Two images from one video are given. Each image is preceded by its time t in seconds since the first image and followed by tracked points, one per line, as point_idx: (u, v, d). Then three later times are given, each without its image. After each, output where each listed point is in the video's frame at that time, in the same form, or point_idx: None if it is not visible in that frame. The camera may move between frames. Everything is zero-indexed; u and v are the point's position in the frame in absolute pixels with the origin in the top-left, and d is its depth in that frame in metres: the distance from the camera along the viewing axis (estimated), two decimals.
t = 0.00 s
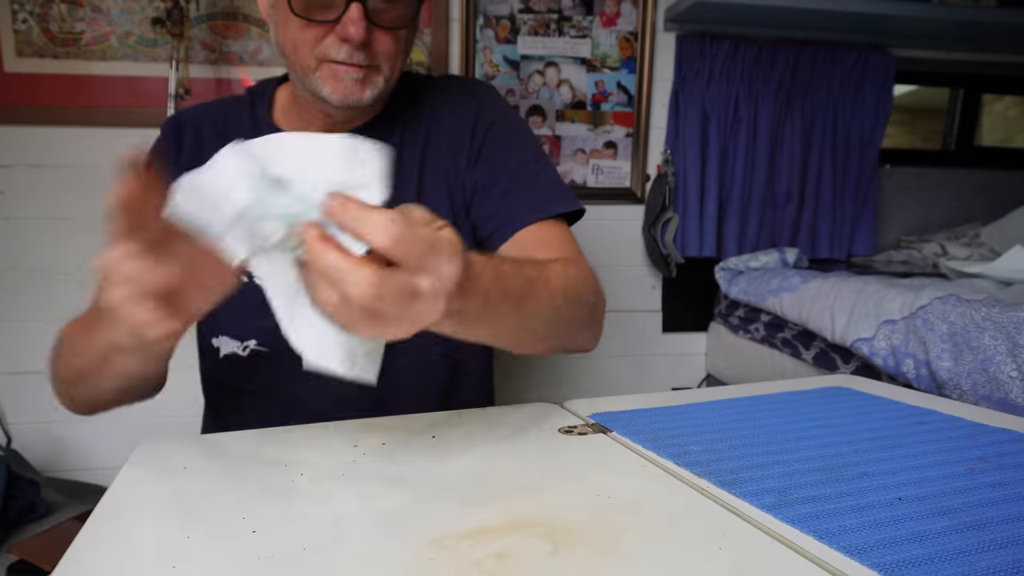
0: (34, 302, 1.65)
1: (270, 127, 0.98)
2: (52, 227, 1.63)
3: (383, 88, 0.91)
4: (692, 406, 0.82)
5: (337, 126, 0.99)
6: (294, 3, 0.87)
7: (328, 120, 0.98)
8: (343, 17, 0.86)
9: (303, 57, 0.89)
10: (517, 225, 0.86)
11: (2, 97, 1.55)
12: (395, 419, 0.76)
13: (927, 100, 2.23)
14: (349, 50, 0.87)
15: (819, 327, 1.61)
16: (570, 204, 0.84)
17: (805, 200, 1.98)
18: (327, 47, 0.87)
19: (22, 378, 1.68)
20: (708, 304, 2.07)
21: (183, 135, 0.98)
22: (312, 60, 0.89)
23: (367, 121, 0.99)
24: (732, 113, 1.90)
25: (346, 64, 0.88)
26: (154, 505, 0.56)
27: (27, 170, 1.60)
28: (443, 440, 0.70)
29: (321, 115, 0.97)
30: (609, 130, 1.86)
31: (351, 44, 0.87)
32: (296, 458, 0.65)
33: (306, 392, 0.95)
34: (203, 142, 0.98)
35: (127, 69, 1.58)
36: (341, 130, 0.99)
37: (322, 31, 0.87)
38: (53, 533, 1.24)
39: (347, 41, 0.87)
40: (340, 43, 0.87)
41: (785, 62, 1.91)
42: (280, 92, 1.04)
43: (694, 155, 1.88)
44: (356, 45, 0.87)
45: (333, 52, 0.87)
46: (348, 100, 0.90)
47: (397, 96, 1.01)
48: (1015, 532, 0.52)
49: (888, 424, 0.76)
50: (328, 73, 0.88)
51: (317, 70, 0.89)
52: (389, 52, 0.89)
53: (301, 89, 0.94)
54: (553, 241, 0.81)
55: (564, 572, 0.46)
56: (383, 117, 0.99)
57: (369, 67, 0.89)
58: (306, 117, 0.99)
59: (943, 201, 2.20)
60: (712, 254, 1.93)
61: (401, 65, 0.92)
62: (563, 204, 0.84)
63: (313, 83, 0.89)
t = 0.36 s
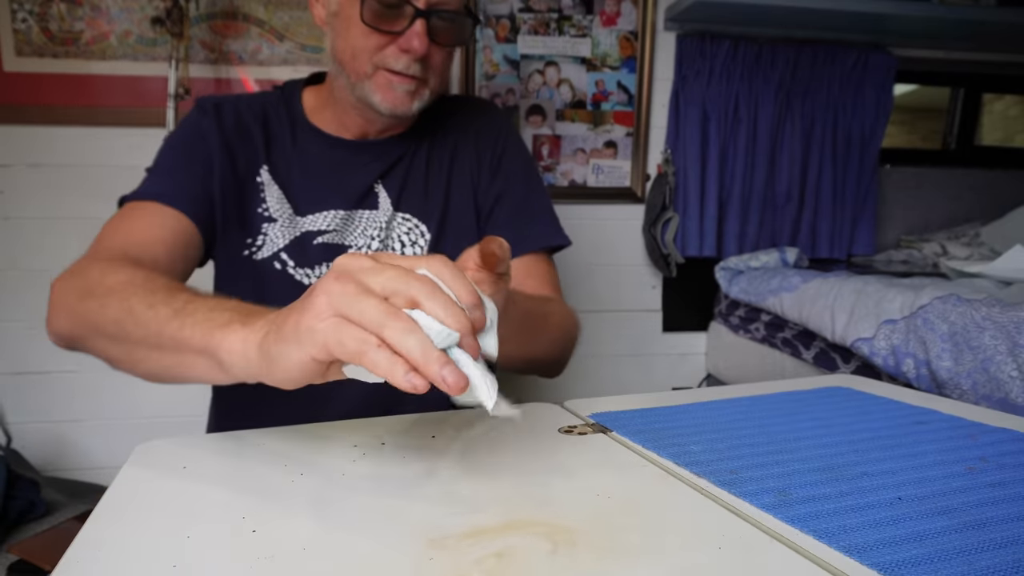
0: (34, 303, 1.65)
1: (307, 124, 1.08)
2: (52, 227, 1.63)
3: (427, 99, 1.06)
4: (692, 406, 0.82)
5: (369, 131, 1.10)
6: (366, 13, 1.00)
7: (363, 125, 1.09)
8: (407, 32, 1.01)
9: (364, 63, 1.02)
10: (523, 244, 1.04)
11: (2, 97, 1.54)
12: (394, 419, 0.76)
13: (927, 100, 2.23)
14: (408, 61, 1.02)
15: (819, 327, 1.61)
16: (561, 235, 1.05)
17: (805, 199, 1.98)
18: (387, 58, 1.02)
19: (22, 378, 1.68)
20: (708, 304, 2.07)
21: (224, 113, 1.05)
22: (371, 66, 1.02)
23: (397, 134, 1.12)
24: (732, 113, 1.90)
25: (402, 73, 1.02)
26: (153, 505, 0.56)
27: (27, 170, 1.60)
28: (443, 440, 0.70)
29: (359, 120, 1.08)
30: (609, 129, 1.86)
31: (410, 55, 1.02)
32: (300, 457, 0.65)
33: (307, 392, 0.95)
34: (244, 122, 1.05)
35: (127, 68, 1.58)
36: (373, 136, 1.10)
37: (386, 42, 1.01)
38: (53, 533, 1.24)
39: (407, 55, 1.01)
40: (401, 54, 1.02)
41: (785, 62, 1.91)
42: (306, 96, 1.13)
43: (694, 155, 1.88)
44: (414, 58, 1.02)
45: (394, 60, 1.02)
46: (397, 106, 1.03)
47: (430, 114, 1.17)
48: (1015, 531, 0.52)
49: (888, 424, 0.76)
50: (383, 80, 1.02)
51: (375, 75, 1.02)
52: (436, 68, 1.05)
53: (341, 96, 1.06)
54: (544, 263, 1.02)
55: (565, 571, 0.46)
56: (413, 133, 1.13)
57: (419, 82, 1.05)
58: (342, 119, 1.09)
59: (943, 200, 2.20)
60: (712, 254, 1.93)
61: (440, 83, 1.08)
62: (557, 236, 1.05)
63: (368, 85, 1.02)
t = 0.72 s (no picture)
0: (35, 303, 1.65)
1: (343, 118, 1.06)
2: (53, 227, 1.63)
3: (441, 115, 1.00)
4: (692, 405, 0.82)
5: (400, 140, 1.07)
6: (367, 35, 0.94)
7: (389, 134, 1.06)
8: (412, 52, 0.94)
9: (373, 82, 0.98)
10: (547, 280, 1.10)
11: (3, 97, 1.54)
12: (394, 419, 0.76)
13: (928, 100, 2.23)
14: (414, 82, 0.96)
15: (819, 327, 1.61)
16: (586, 282, 1.13)
17: (805, 199, 1.98)
18: (395, 76, 0.96)
19: (22, 378, 1.67)
20: (708, 304, 2.07)
21: (264, 100, 1.03)
22: (379, 85, 0.97)
23: (428, 144, 1.09)
24: (732, 113, 1.90)
25: (410, 93, 0.97)
26: (154, 504, 0.56)
27: (27, 170, 1.60)
28: (441, 440, 0.70)
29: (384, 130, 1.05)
30: (609, 129, 1.86)
31: (416, 77, 0.96)
32: (300, 457, 0.65)
33: (307, 391, 0.95)
34: (283, 111, 1.03)
35: (127, 68, 1.58)
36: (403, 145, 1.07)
37: (392, 61, 0.95)
38: (53, 533, 1.23)
39: (413, 74, 0.95)
40: (406, 74, 0.96)
41: (785, 62, 1.91)
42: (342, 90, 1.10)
43: (694, 155, 1.88)
44: (421, 77, 0.96)
45: (400, 82, 0.96)
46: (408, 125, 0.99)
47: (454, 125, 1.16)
48: (1015, 531, 0.52)
49: (888, 424, 0.76)
50: (393, 98, 0.97)
51: (384, 95, 0.98)
52: (450, 83, 0.99)
53: (363, 100, 1.02)
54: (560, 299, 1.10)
55: (565, 571, 0.46)
56: (444, 138, 1.11)
57: (431, 98, 0.99)
58: (370, 124, 1.06)
59: (943, 201, 2.20)
60: (713, 254, 1.93)
61: (460, 93, 1.01)
62: (581, 282, 1.13)
63: (379, 105, 0.98)
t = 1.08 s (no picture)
0: (36, 303, 1.65)
1: (335, 129, 1.11)
2: (53, 227, 1.63)
3: (419, 122, 1.04)
4: (690, 407, 0.82)
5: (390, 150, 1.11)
6: (336, 48, 0.99)
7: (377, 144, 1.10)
8: (379, 61, 0.98)
9: (350, 92, 1.02)
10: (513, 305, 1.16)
11: (3, 97, 1.55)
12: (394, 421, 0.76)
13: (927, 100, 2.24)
14: (386, 90, 1.00)
15: (819, 327, 1.61)
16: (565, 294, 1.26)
17: (805, 200, 1.98)
18: (368, 86, 1.00)
19: (22, 378, 1.68)
20: (708, 303, 2.07)
21: (253, 112, 1.07)
22: (356, 95, 1.02)
23: (415, 154, 1.13)
24: (732, 113, 1.90)
25: (384, 102, 1.01)
26: (155, 510, 0.56)
27: (28, 170, 1.60)
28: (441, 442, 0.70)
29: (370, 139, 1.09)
30: (609, 130, 1.86)
31: (385, 86, 1.00)
32: (301, 461, 0.66)
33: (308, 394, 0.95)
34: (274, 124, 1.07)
35: (128, 68, 1.58)
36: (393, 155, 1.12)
37: (362, 71, 1.00)
38: (54, 533, 1.24)
39: (382, 83, 0.99)
40: (377, 84, 1.00)
41: (785, 62, 1.91)
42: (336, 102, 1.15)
43: (694, 156, 1.88)
44: (390, 86, 1.00)
45: (374, 91, 1.01)
46: (386, 133, 1.03)
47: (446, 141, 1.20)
48: (1013, 533, 0.52)
49: (887, 425, 0.76)
50: (368, 107, 1.02)
51: (360, 104, 1.02)
52: (424, 90, 1.03)
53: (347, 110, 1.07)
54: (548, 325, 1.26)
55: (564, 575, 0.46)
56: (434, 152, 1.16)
57: (406, 105, 1.03)
58: (359, 136, 1.11)
59: (943, 201, 2.20)
60: (713, 254, 1.93)
61: (437, 99, 1.05)
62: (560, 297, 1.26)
63: (357, 114, 1.03)
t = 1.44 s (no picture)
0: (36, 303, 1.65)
1: (298, 132, 1.11)
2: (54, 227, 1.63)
3: (377, 113, 1.03)
4: (689, 408, 0.82)
5: (354, 147, 1.11)
6: (285, 44, 1.00)
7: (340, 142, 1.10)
8: (326, 53, 0.99)
9: (306, 87, 1.03)
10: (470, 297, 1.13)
11: (3, 96, 1.55)
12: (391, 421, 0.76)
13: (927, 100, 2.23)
14: (338, 82, 1.01)
15: (819, 327, 1.61)
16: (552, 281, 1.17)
17: (805, 199, 1.98)
18: (319, 80, 1.01)
19: (22, 378, 1.68)
20: (708, 303, 2.07)
21: (208, 122, 1.09)
22: (311, 90, 1.03)
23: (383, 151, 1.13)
24: (732, 113, 1.90)
25: (338, 94, 1.02)
26: (153, 511, 0.56)
27: (29, 169, 1.60)
28: (440, 443, 0.70)
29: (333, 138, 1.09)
30: (609, 130, 1.86)
31: (336, 77, 1.00)
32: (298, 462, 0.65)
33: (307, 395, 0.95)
34: (229, 132, 1.09)
35: (128, 68, 1.58)
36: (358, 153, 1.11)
37: (313, 65, 1.01)
38: (53, 533, 1.24)
39: (332, 76, 1.00)
40: (328, 76, 1.00)
41: (785, 62, 1.91)
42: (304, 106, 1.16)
43: (694, 156, 1.88)
44: (340, 78, 1.00)
45: (326, 84, 1.01)
46: (344, 126, 1.03)
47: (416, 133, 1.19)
48: (1011, 534, 0.52)
49: (886, 425, 0.76)
50: (323, 100, 1.02)
51: (316, 99, 1.03)
52: (377, 81, 1.03)
53: (308, 109, 1.08)
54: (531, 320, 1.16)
55: None
56: (406, 148, 1.15)
57: (360, 97, 1.03)
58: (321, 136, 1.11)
59: (944, 200, 2.20)
60: (713, 254, 1.93)
61: (395, 91, 1.05)
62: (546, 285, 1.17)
63: (314, 110, 1.03)
